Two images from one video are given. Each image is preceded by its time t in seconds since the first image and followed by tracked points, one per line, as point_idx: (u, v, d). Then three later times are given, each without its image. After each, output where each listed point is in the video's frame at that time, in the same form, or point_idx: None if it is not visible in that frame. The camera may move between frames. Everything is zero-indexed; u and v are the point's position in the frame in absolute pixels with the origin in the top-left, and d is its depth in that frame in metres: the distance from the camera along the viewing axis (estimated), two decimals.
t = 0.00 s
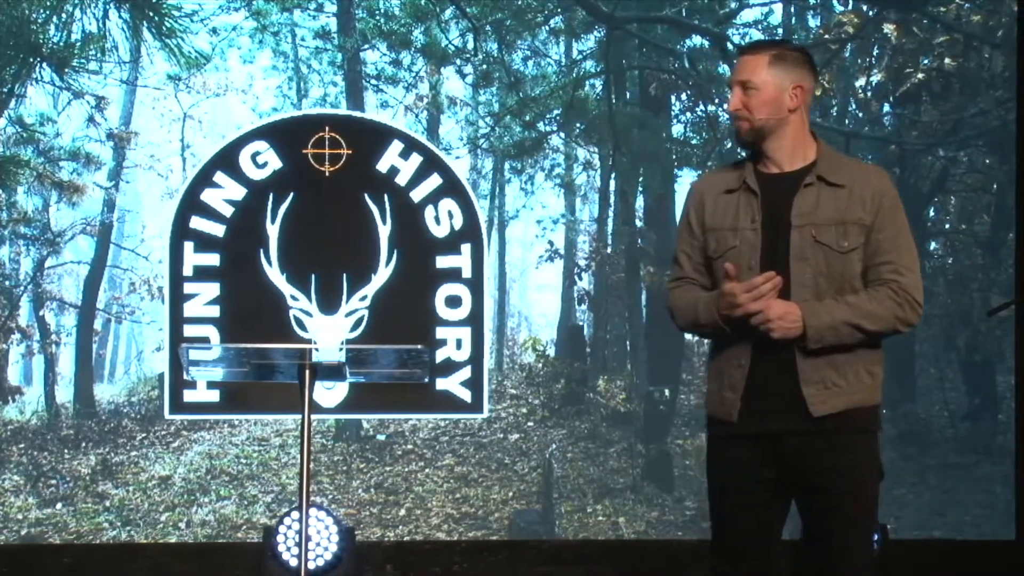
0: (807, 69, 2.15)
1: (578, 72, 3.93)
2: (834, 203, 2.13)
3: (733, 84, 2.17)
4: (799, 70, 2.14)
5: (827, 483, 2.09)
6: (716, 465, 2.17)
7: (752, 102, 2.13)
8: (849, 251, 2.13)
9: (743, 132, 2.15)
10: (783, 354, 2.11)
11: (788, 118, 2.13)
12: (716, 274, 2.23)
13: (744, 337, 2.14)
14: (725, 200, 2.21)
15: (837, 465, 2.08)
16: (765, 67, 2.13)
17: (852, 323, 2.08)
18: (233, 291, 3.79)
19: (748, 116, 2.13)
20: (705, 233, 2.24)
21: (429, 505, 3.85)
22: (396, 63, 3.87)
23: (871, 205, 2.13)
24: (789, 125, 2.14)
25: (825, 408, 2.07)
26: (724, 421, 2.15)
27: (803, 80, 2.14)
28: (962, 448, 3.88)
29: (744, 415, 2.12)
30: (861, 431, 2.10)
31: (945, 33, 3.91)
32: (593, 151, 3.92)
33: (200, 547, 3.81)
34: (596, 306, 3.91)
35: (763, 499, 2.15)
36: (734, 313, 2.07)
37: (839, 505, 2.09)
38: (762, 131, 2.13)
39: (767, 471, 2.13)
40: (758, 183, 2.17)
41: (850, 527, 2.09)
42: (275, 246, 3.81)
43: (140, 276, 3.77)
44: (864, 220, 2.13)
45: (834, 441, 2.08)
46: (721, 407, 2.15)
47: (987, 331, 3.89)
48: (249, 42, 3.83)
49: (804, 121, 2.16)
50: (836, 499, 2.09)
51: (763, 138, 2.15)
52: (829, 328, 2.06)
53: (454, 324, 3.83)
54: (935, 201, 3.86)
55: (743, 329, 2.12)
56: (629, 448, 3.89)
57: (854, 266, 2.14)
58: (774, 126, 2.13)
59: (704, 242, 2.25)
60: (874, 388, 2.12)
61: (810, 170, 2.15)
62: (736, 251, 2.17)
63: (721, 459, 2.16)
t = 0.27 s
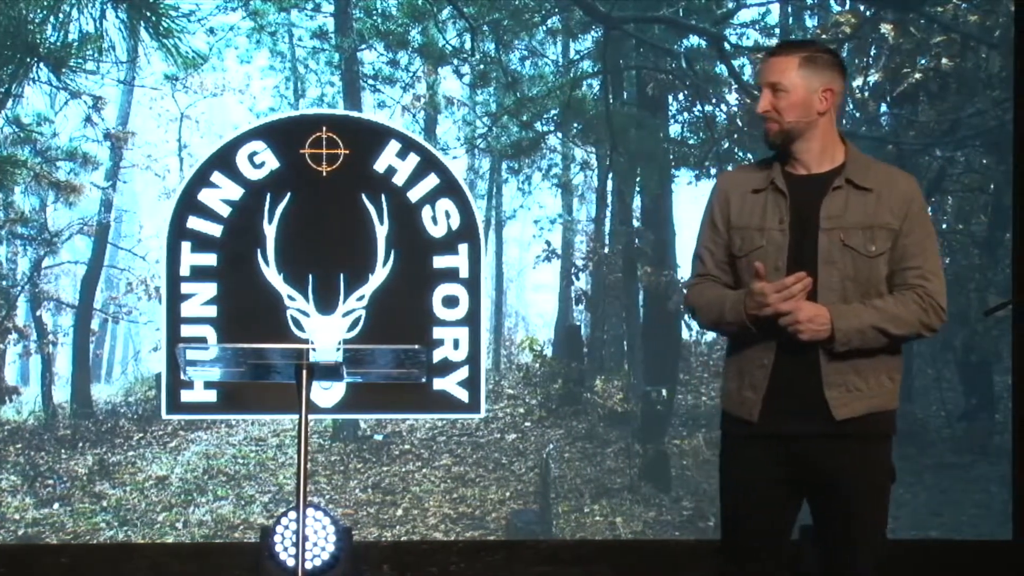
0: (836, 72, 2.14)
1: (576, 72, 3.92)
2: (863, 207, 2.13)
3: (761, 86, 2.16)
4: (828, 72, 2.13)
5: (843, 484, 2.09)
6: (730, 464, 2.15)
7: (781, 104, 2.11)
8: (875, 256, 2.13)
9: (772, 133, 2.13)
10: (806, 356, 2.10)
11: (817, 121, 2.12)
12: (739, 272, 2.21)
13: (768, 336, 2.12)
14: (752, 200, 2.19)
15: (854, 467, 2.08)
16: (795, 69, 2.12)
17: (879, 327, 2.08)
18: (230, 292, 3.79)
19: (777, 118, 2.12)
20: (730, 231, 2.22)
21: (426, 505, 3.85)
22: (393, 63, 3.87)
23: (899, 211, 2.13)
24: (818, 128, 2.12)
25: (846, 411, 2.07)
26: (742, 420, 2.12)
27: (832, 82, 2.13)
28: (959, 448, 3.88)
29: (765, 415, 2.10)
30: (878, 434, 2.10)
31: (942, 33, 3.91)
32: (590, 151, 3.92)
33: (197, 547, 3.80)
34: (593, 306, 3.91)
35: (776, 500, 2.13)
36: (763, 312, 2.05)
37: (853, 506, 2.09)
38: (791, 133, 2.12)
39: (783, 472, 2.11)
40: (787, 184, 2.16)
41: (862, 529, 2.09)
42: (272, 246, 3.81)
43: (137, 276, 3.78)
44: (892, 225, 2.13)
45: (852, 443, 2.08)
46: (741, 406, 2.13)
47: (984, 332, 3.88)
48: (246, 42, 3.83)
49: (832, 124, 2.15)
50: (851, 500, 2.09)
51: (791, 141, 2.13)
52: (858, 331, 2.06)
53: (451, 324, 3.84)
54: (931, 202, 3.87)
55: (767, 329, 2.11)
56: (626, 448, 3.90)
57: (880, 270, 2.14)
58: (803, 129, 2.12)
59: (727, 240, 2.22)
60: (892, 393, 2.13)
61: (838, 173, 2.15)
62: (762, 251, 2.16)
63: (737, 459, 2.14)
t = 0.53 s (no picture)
0: (865, 74, 2.11)
1: (573, 72, 3.92)
2: (886, 211, 2.10)
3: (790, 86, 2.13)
4: (857, 75, 2.10)
5: (852, 486, 2.07)
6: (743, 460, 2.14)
7: (809, 105, 2.09)
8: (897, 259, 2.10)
9: (800, 135, 2.11)
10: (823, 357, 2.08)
11: (845, 123, 2.09)
12: (760, 269, 2.18)
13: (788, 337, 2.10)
14: (775, 198, 2.16)
15: (867, 470, 2.06)
16: (825, 70, 2.10)
17: (897, 333, 2.05)
18: (227, 292, 3.79)
19: (804, 119, 2.10)
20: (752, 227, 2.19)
21: (423, 505, 3.85)
22: (390, 63, 3.87)
23: (922, 216, 2.11)
24: (845, 129, 2.10)
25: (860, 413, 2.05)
26: (757, 417, 2.11)
27: (860, 85, 2.11)
28: (957, 448, 3.87)
29: (779, 413, 2.08)
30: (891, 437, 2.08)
31: (939, 33, 3.92)
32: (588, 151, 3.92)
33: (193, 547, 3.79)
34: (591, 306, 3.91)
35: (787, 498, 2.11)
36: (780, 312, 2.04)
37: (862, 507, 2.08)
38: (818, 134, 2.10)
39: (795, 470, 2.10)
40: (812, 184, 2.13)
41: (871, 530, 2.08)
42: (269, 247, 3.81)
43: (134, 276, 3.77)
44: (914, 230, 2.10)
45: (865, 447, 2.06)
46: (755, 402, 2.11)
47: (981, 331, 3.89)
48: (243, 42, 3.83)
49: (860, 127, 2.12)
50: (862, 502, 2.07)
51: (819, 142, 2.11)
52: (875, 335, 2.04)
53: (448, 324, 3.82)
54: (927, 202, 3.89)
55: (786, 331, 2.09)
56: (623, 448, 3.89)
57: (900, 275, 2.11)
58: (830, 131, 2.09)
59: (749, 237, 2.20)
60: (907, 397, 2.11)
61: (862, 177, 2.11)
62: (784, 250, 2.13)
63: (750, 456, 2.12)
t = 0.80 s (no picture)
0: (879, 75, 2.11)
1: (571, 72, 3.93)
2: (892, 213, 2.10)
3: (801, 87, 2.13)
4: (869, 75, 2.10)
5: (853, 485, 2.08)
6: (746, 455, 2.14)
7: (819, 105, 2.09)
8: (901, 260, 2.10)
9: (811, 136, 2.11)
10: (826, 354, 2.08)
11: (856, 123, 2.10)
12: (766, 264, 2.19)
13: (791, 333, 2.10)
14: (783, 194, 2.17)
15: (869, 468, 2.07)
16: (836, 71, 2.10)
17: (897, 334, 2.06)
18: (225, 292, 3.79)
19: (815, 119, 2.10)
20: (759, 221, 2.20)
21: (421, 505, 3.85)
22: (388, 63, 3.88)
23: (928, 219, 2.11)
24: (856, 130, 2.10)
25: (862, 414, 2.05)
26: (761, 412, 2.12)
27: (874, 85, 2.10)
28: (955, 447, 3.88)
29: (783, 409, 2.09)
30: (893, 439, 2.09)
31: (937, 33, 3.91)
32: (586, 151, 3.92)
33: (192, 547, 3.79)
34: (589, 306, 3.91)
35: (789, 495, 2.12)
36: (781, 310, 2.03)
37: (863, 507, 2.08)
38: (829, 135, 2.10)
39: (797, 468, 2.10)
40: (819, 183, 2.14)
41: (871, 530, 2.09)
42: (267, 247, 3.80)
43: (132, 277, 3.78)
44: (918, 232, 2.10)
45: (868, 445, 2.07)
46: (759, 398, 2.12)
47: (979, 331, 3.90)
48: (241, 42, 3.83)
49: (870, 127, 2.12)
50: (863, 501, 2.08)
51: (830, 144, 2.11)
52: (874, 335, 2.04)
53: (446, 324, 3.82)
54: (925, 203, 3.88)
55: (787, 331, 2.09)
56: (621, 448, 3.88)
57: (904, 277, 2.11)
58: (841, 131, 2.09)
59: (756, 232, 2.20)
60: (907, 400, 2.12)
61: (870, 178, 2.12)
62: (788, 246, 2.14)
63: (752, 452, 2.13)
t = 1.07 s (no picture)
0: (870, 75, 2.12)
1: (570, 72, 3.93)
2: (883, 212, 2.11)
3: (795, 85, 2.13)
4: (862, 75, 2.10)
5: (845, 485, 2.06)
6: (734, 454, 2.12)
7: (815, 102, 2.08)
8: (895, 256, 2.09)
9: (805, 134, 2.10)
10: (822, 347, 2.07)
11: (850, 122, 2.09)
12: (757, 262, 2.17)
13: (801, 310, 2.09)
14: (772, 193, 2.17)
15: (861, 466, 2.05)
16: (830, 68, 2.09)
17: (920, 310, 2.01)
18: (224, 291, 3.79)
19: (810, 116, 2.08)
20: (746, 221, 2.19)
21: (420, 505, 3.85)
22: (387, 63, 3.88)
23: (921, 217, 2.10)
24: (849, 129, 2.10)
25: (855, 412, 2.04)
26: (749, 412, 2.11)
27: (867, 85, 2.11)
28: (953, 447, 3.89)
29: (773, 407, 2.07)
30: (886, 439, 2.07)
31: (935, 33, 3.92)
32: (585, 152, 3.92)
33: (191, 547, 3.79)
34: (587, 306, 3.90)
35: (776, 494, 2.09)
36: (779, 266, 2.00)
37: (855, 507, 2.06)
38: (823, 133, 2.09)
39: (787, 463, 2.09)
40: (808, 182, 2.15)
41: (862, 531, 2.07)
42: (266, 247, 3.80)
43: (131, 276, 3.78)
44: (909, 230, 2.10)
45: (862, 444, 2.05)
46: (748, 397, 2.11)
47: (978, 331, 3.89)
48: (240, 42, 3.84)
49: (863, 127, 2.12)
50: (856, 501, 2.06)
51: (822, 142, 2.10)
52: (905, 302, 2.00)
53: (445, 324, 3.82)
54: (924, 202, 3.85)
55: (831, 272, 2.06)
56: (620, 448, 3.89)
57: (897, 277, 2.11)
58: (836, 129, 2.09)
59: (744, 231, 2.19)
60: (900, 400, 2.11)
61: (861, 177, 2.12)
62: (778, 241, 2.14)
63: (738, 452, 2.11)
